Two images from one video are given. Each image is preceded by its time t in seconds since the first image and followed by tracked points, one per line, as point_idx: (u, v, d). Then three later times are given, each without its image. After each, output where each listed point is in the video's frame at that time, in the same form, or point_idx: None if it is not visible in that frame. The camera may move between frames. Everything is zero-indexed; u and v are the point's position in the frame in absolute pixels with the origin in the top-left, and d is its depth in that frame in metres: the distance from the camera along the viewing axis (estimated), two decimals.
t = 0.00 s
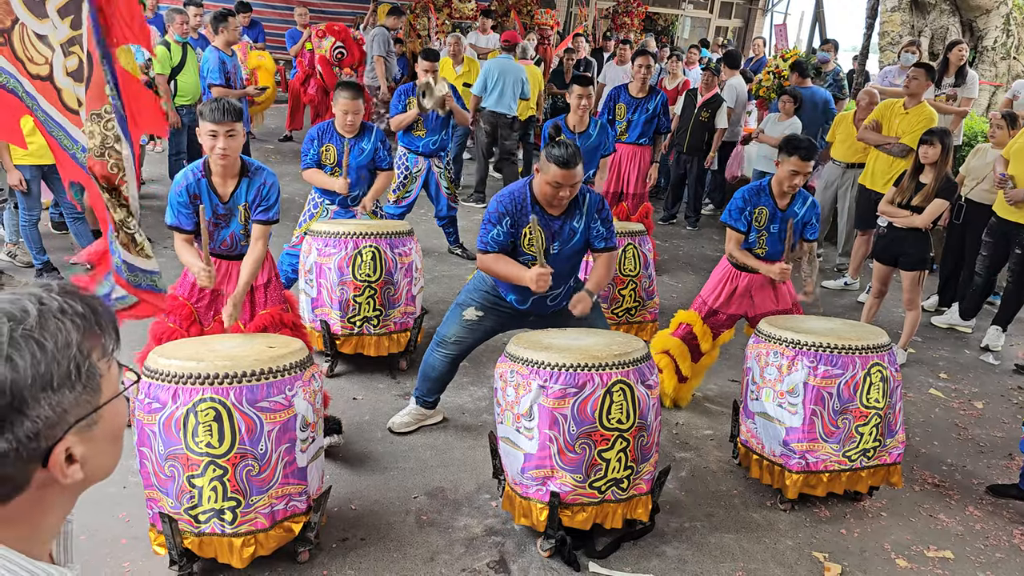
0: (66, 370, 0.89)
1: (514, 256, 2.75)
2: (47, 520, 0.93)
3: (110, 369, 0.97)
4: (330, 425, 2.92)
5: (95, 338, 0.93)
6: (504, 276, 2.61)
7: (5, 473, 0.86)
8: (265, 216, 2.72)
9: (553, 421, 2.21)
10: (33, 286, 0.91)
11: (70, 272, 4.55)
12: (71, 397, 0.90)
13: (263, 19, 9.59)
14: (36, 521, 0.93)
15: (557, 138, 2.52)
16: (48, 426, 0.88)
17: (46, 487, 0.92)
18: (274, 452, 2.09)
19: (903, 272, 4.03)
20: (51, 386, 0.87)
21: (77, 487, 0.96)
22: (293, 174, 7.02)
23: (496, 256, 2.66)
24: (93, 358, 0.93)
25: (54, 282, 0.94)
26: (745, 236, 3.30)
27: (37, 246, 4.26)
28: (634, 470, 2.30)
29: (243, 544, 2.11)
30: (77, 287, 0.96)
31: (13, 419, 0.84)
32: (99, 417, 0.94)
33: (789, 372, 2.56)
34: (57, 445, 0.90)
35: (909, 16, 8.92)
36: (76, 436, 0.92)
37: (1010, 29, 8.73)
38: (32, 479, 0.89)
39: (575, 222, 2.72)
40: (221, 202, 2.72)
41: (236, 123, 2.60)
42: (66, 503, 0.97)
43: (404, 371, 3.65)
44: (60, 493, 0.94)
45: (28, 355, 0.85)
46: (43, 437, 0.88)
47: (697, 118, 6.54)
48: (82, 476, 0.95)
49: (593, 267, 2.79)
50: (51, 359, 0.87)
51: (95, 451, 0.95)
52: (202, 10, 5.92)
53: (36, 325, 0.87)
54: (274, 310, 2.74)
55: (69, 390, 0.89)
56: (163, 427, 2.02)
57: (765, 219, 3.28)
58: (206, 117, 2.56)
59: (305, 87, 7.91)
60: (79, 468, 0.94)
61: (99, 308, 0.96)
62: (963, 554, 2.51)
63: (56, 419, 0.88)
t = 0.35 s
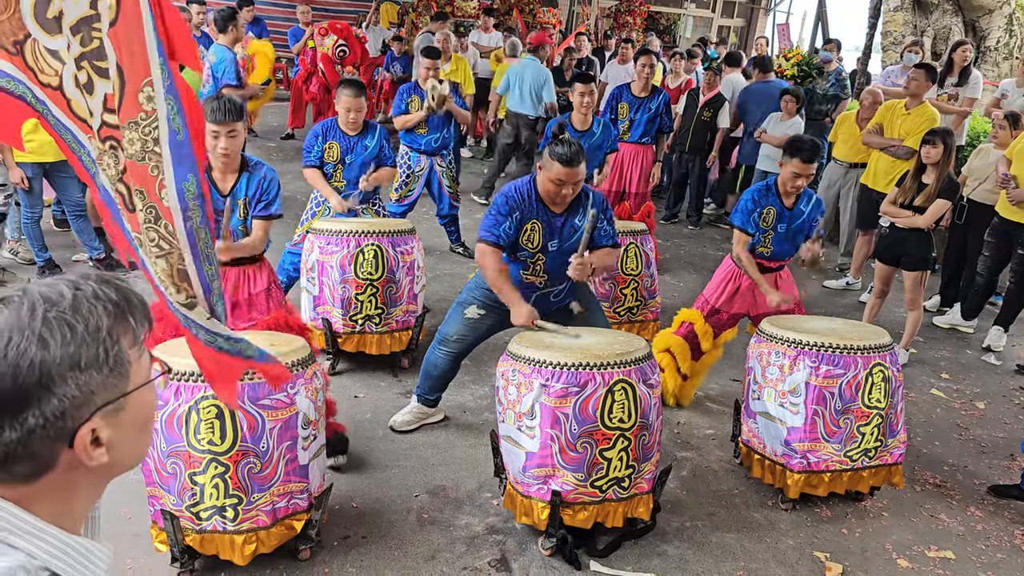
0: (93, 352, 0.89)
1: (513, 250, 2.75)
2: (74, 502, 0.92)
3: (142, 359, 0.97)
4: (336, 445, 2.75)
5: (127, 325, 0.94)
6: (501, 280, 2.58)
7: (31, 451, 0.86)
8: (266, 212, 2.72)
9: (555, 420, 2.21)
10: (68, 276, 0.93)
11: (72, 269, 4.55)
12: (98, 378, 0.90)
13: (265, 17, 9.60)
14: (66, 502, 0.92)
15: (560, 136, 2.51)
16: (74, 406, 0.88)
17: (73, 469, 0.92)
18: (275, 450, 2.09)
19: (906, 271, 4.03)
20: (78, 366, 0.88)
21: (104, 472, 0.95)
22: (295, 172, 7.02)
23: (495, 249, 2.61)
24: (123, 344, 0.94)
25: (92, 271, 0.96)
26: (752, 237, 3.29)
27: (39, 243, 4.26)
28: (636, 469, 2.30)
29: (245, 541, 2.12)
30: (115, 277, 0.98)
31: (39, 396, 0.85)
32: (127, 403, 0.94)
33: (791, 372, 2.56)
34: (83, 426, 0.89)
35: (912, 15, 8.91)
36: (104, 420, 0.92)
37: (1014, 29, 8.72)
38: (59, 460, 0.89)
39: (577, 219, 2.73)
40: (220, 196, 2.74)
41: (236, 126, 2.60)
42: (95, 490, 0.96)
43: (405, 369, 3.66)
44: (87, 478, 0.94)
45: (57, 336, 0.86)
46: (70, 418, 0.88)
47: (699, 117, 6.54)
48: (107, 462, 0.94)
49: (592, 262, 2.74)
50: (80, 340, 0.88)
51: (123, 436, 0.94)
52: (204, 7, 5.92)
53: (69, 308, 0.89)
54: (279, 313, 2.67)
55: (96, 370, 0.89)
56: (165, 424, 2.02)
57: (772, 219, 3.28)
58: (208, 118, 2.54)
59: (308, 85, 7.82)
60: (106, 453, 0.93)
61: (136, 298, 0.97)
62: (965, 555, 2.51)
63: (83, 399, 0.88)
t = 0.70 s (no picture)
0: (76, 347, 0.88)
1: (520, 248, 2.74)
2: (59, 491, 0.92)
3: (126, 352, 0.96)
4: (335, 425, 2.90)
5: (111, 319, 0.93)
6: (515, 278, 2.64)
7: (12, 445, 0.85)
8: (267, 207, 2.74)
9: (557, 419, 2.21)
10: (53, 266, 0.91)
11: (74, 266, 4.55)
12: (80, 374, 0.88)
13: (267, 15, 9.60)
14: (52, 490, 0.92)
15: (560, 129, 2.53)
16: (57, 401, 0.87)
17: (58, 463, 0.91)
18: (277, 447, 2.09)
19: (908, 271, 4.02)
20: (60, 360, 0.86)
21: (88, 465, 0.95)
22: (297, 170, 7.02)
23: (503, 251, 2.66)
24: (108, 338, 0.92)
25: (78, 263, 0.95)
26: (755, 236, 3.28)
27: (41, 240, 4.26)
28: (637, 468, 2.30)
29: (246, 539, 2.12)
30: (101, 269, 0.96)
31: (20, 391, 0.83)
32: (111, 398, 0.93)
33: (793, 372, 2.56)
34: (66, 421, 0.89)
35: (915, 15, 8.89)
36: (86, 415, 0.90)
37: (1017, 29, 8.69)
38: (41, 453, 0.89)
39: (580, 215, 2.72)
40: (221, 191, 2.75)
41: (239, 132, 2.60)
42: (80, 482, 0.96)
43: (407, 367, 3.66)
44: (71, 470, 0.93)
45: (40, 331, 0.85)
46: (52, 413, 0.87)
47: (702, 117, 6.53)
48: (93, 455, 0.94)
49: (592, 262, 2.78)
50: (63, 334, 0.87)
51: (106, 430, 0.94)
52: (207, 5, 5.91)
53: (53, 302, 0.87)
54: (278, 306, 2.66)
55: (79, 367, 0.88)
56: (166, 420, 2.03)
57: (774, 219, 3.27)
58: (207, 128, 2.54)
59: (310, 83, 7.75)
60: (90, 447, 0.93)
61: (121, 291, 0.96)
62: (966, 555, 2.51)
63: (66, 394, 0.87)
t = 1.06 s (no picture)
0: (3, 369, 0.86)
1: (524, 251, 2.76)
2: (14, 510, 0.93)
3: (74, 366, 0.94)
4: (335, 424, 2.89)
5: (49, 334, 0.90)
6: (516, 267, 2.61)
7: None
8: (270, 205, 2.75)
9: (558, 419, 2.21)
10: None
11: (77, 265, 4.56)
12: (11, 397, 0.87)
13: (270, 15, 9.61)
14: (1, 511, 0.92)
15: (566, 132, 2.53)
16: None
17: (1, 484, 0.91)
18: (278, 446, 2.09)
19: (910, 272, 4.01)
20: None
21: (37, 483, 0.94)
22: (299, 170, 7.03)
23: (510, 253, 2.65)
24: (47, 355, 0.90)
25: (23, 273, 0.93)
26: (754, 235, 3.30)
27: (44, 239, 4.27)
28: (639, 469, 2.30)
29: (247, 537, 2.12)
30: (47, 279, 0.94)
31: None
32: (53, 416, 0.91)
33: (795, 372, 2.56)
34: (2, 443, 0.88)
35: (918, 16, 8.87)
36: (25, 436, 0.89)
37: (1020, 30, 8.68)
38: None
39: (583, 215, 2.71)
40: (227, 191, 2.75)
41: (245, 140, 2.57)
42: (37, 498, 0.96)
43: (409, 367, 3.66)
44: (21, 489, 0.93)
45: None
46: None
47: (704, 117, 6.54)
48: (41, 474, 0.93)
49: (597, 263, 2.76)
50: None
51: (53, 449, 0.92)
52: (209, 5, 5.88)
53: None
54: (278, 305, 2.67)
55: (7, 390, 0.86)
56: (168, 419, 2.03)
57: (776, 219, 3.28)
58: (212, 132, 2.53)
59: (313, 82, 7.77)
60: (35, 467, 0.92)
61: (65, 303, 0.93)
62: (968, 556, 2.51)
63: None
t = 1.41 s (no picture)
0: (17, 395, 0.85)
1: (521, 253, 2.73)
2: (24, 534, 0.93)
3: (76, 381, 0.93)
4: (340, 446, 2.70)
5: (54, 353, 0.89)
6: (509, 277, 2.54)
7: None
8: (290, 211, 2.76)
9: (559, 419, 2.21)
10: None
11: (78, 264, 4.57)
12: (24, 422, 0.86)
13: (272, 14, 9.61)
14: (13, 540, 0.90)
15: (567, 136, 2.52)
16: (1, 451, 0.85)
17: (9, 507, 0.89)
18: (280, 445, 2.10)
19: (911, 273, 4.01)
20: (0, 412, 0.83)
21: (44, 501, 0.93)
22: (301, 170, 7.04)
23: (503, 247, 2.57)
24: (53, 374, 0.89)
25: (16, 289, 0.89)
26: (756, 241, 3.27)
27: (46, 238, 4.27)
28: (639, 469, 2.30)
29: (248, 536, 2.13)
30: (42, 295, 0.91)
31: None
32: (62, 434, 0.90)
33: (796, 373, 2.56)
34: (15, 468, 0.87)
35: (920, 16, 8.86)
36: (37, 457, 0.89)
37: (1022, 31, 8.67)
38: None
39: (585, 218, 2.73)
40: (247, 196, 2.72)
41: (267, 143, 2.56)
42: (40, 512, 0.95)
43: (410, 367, 3.67)
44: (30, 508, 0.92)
45: None
46: None
47: (706, 117, 6.54)
48: (47, 493, 0.92)
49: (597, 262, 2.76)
50: None
51: (60, 467, 0.92)
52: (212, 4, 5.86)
53: None
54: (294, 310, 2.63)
55: (21, 416, 0.85)
56: (170, 418, 2.03)
57: (780, 229, 3.25)
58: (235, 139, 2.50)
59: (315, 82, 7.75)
60: (46, 485, 0.91)
61: (63, 316, 0.91)
62: (968, 557, 2.51)
63: (11, 444, 0.85)
